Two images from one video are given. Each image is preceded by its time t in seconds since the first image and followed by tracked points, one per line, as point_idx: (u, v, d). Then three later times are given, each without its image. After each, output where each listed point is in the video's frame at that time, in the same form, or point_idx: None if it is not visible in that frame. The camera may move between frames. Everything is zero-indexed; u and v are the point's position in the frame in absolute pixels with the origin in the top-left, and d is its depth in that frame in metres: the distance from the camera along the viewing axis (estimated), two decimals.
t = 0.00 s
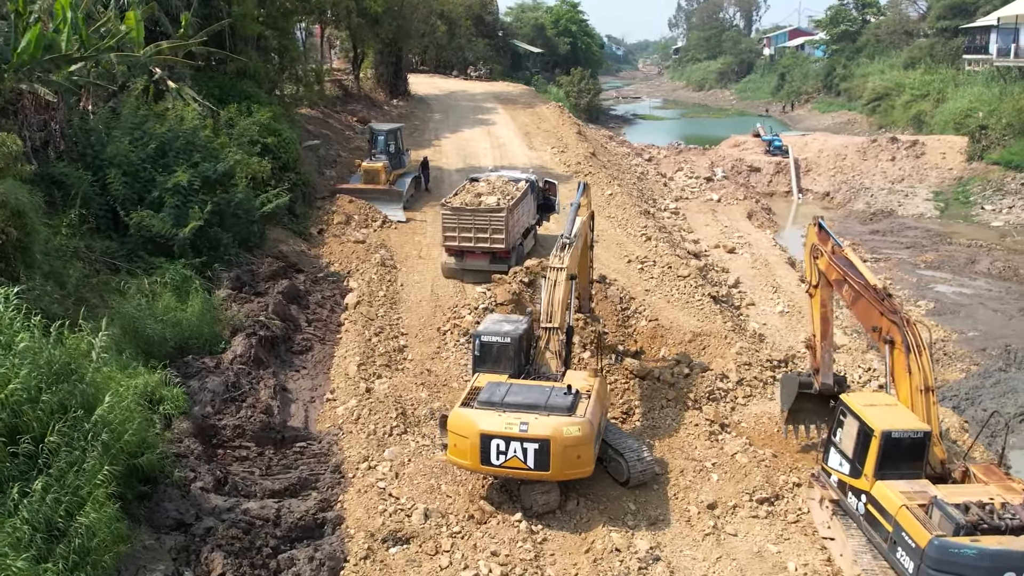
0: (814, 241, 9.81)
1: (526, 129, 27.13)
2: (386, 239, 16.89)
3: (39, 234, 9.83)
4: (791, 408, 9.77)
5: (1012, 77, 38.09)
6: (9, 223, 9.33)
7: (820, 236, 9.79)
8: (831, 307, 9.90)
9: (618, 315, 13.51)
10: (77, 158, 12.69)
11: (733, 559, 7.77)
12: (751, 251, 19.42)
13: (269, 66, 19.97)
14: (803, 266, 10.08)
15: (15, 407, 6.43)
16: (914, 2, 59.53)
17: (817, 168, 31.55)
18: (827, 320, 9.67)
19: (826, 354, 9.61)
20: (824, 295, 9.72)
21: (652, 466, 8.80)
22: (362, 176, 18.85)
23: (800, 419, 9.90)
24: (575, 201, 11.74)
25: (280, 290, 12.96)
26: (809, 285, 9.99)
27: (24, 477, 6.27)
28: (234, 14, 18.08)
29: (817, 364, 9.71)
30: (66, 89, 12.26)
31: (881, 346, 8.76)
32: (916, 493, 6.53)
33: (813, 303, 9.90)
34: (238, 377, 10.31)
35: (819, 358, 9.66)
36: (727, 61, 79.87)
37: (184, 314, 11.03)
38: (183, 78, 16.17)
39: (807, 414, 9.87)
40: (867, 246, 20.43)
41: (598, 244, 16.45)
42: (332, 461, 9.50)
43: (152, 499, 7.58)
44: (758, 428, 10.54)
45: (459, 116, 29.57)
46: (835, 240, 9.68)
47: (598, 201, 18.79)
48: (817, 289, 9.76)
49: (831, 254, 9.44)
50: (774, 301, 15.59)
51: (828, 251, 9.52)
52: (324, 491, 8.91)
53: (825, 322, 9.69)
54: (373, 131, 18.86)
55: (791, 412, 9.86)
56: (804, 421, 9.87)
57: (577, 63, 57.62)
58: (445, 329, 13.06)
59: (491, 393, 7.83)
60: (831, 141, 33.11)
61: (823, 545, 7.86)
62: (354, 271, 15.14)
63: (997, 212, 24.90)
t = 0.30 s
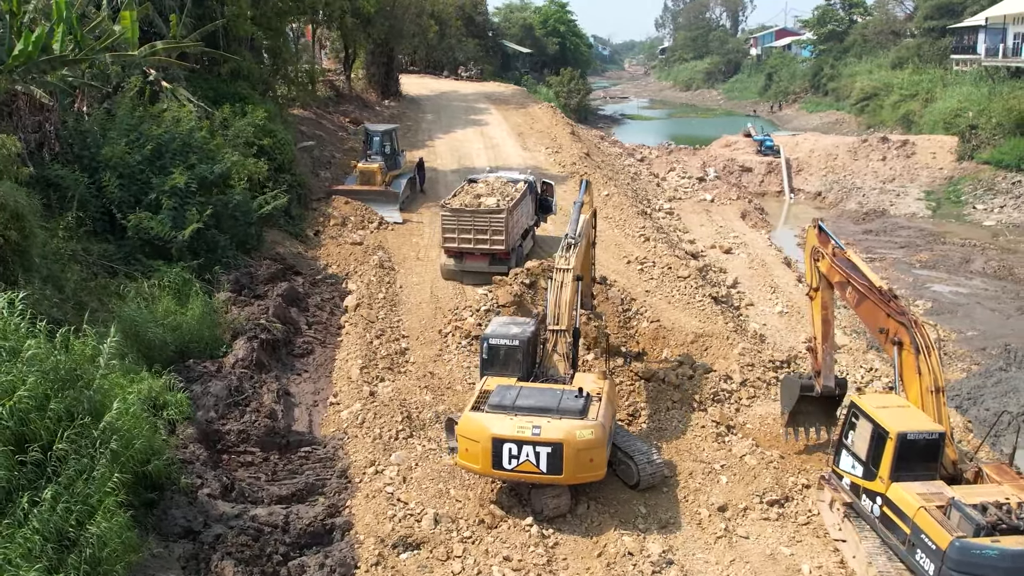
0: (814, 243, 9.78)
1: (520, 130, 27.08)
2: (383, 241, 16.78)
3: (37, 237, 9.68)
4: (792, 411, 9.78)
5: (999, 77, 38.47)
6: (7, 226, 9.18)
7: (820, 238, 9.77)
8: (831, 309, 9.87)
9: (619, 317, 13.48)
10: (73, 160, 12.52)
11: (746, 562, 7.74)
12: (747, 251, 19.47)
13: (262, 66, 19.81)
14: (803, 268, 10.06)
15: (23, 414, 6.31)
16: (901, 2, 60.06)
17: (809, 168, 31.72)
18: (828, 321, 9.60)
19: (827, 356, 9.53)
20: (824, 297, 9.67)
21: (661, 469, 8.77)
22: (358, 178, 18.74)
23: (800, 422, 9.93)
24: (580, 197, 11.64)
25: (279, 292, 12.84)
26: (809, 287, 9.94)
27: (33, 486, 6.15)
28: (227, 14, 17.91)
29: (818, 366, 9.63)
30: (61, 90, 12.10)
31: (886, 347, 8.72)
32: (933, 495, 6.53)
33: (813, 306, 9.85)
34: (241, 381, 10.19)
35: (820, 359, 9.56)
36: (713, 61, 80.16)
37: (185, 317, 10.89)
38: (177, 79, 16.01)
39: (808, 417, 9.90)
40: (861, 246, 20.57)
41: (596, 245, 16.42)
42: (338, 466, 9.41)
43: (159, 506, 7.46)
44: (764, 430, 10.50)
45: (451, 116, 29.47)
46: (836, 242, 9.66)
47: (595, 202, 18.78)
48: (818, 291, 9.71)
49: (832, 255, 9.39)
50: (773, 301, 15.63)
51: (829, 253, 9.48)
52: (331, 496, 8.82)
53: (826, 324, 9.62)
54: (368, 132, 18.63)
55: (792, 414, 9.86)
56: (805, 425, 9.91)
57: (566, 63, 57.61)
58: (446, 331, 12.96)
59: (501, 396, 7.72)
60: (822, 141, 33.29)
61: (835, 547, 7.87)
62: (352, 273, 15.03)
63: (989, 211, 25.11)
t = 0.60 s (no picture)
0: (812, 243, 9.85)
1: (507, 130, 27.06)
2: (375, 242, 16.66)
3: (28, 240, 9.55)
4: (792, 411, 9.89)
5: (980, 77, 38.99)
6: None
7: (818, 238, 9.83)
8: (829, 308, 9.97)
9: (615, 317, 13.47)
10: (62, 161, 12.37)
11: (753, 562, 7.77)
12: (737, 251, 19.61)
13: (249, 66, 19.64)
14: (801, 267, 10.13)
15: (26, 420, 6.21)
16: (881, 2, 60.90)
17: (794, 167, 31.99)
18: (826, 321, 9.68)
19: (825, 355, 9.62)
20: (823, 297, 9.75)
21: (665, 470, 8.78)
22: (348, 178, 18.60)
23: (800, 421, 10.03)
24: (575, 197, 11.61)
25: (273, 295, 12.72)
26: (807, 287, 10.01)
27: (37, 494, 6.05)
28: (215, 14, 17.75)
29: (817, 366, 9.71)
30: (49, 90, 11.94)
31: (888, 346, 8.85)
32: (941, 494, 6.59)
33: (811, 305, 9.93)
34: (238, 385, 10.07)
35: (819, 359, 9.66)
36: (694, 61, 80.52)
37: (179, 321, 10.77)
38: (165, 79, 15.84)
39: (808, 416, 10.00)
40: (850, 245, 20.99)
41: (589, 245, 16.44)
42: (338, 470, 9.32)
43: (161, 513, 7.33)
44: (763, 429, 10.55)
45: (438, 117, 29.38)
46: (833, 242, 9.74)
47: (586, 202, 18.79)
48: (816, 291, 9.78)
49: (831, 255, 9.47)
50: (766, 301, 15.75)
51: (828, 253, 9.56)
52: (333, 501, 8.73)
53: (824, 323, 9.70)
54: (358, 132, 18.50)
55: (793, 414, 9.96)
56: (805, 425, 10.01)
57: (549, 63, 57.62)
58: (442, 332, 12.88)
59: (507, 399, 7.69)
60: (806, 140, 33.57)
61: (841, 547, 7.93)
62: (345, 275, 14.91)
63: (974, 210, 25.44)
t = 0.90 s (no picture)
0: (807, 242, 9.92)
1: (491, 130, 27.07)
2: (361, 244, 16.52)
3: (14, 244, 9.46)
4: (782, 407, 9.90)
5: (954, 77, 39.79)
6: None
7: (813, 238, 9.90)
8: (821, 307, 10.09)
9: (606, 317, 13.47)
10: (45, 164, 12.21)
11: (755, 562, 7.88)
12: (723, 250, 19.85)
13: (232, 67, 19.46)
14: (795, 266, 10.21)
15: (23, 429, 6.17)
16: (855, 3, 61.96)
17: (774, 167, 32.38)
18: (820, 320, 9.79)
19: (817, 354, 9.72)
20: (816, 295, 9.84)
21: (664, 472, 8.77)
22: (332, 179, 18.42)
23: (789, 418, 10.04)
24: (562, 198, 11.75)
25: (261, 297, 12.57)
26: (801, 285, 10.10)
27: (36, 503, 6.01)
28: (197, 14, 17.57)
29: (808, 364, 9.80)
30: (32, 91, 11.77)
31: (885, 345, 9.02)
32: (943, 492, 6.72)
33: (804, 304, 10.02)
34: (230, 390, 9.93)
35: (812, 358, 9.73)
36: (670, 61, 80.99)
37: (168, 324, 10.61)
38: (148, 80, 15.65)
39: (797, 413, 10.02)
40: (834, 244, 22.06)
41: (576, 245, 16.46)
42: (334, 474, 9.22)
43: (157, 521, 7.18)
44: (756, 428, 10.63)
45: (420, 117, 29.28)
46: (829, 241, 9.83)
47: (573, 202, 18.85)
48: (811, 289, 9.88)
49: (826, 255, 9.54)
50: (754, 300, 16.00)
51: (823, 252, 9.63)
52: (331, 506, 8.64)
53: (817, 322, 9.78)
54: (342, 133, 18.18)
55: (783, 411, 9.97)
56: (795, 422, 10.03)
57: (527, 63, 57.64)
58: (432, 334, 12.78)
59: (509, 402, 7.65)
60: (785, 140, 34.00)
61: (841, 545, 8.09)
62: (332, 277, 14.76)
63: (953, 208, 25.90)
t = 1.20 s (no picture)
0: (807, 249, 10.03)
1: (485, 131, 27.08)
2: (358, 245, 16.43)
3: (13, 247, 9.34)
4: (778, 415, 10.22)
5: (942, 77, 40.26)
6: None
7: (813, 244, 10.02)
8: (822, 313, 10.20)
9: (607, 318, 13.47)
10: (40, 165, 12.07)
11: (767, 564, 8.02)
12: (718, 251, 20.02)
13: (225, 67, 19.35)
14: (795, 272, 10.32)
15: (31, 434, 6.07)
16: (843, 3, 62.51)
17: (766, 167, 32.61)
18: (817, 326, 9.96)
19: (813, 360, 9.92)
20: (815, 302, 9.98)
21: (673, 473, 8.89)
22: (328, 181, 18.32)
23: (787, 425, 10.31)
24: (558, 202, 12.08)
25: (261, 300, 12.47)
26: (800, 291, 10.24)
27: (45, 511, 5.92)
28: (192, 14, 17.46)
29: (804, 369, 10.00)
30: (27, 92, 11.64)
31: (890, 348, 9.08)
32: (956, 493, 6.87)
33: (802, 310, 10.18)
34: (233, 393, 9.83)
35: (807, 363, 9.92)
36: (658, 61, 81.20)
37: (168, 327, 10.47)
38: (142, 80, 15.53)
39: (794, 420, 10.29)
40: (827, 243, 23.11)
41: (574, 246, 16.50)
42: (340, 478, 9.15)
43: (165, 527, 7.09)
44: (760, 429, 10.70)
45: (413, 117, 29.22)
46: (829, 248, 9.95)
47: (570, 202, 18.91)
48: (810, 296, 10.02)
49: (826, 261, 9.67)
50: (752, 301, 16.26)
51: (823, 258, 9.76)
52: (338, 510, 8.57)
53: (814, 329, 9.97)
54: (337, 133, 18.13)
55: (779, 418, 10.27)
56: (790, 431, 10.32)
57: (515, 63, 57.54)
58: (434, 336, 12.72)
59: (522, 405, 7.68)
60: (776, 140, 34.27)
61: (851, 547, 8.25)
62: (331, 279, 14.68)
63: (945, 208, 26.19)
